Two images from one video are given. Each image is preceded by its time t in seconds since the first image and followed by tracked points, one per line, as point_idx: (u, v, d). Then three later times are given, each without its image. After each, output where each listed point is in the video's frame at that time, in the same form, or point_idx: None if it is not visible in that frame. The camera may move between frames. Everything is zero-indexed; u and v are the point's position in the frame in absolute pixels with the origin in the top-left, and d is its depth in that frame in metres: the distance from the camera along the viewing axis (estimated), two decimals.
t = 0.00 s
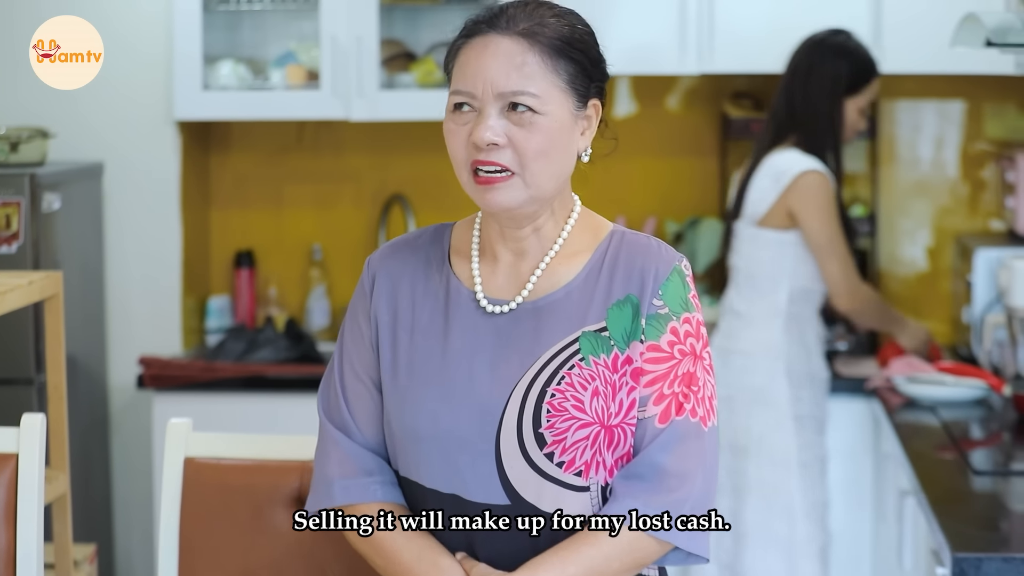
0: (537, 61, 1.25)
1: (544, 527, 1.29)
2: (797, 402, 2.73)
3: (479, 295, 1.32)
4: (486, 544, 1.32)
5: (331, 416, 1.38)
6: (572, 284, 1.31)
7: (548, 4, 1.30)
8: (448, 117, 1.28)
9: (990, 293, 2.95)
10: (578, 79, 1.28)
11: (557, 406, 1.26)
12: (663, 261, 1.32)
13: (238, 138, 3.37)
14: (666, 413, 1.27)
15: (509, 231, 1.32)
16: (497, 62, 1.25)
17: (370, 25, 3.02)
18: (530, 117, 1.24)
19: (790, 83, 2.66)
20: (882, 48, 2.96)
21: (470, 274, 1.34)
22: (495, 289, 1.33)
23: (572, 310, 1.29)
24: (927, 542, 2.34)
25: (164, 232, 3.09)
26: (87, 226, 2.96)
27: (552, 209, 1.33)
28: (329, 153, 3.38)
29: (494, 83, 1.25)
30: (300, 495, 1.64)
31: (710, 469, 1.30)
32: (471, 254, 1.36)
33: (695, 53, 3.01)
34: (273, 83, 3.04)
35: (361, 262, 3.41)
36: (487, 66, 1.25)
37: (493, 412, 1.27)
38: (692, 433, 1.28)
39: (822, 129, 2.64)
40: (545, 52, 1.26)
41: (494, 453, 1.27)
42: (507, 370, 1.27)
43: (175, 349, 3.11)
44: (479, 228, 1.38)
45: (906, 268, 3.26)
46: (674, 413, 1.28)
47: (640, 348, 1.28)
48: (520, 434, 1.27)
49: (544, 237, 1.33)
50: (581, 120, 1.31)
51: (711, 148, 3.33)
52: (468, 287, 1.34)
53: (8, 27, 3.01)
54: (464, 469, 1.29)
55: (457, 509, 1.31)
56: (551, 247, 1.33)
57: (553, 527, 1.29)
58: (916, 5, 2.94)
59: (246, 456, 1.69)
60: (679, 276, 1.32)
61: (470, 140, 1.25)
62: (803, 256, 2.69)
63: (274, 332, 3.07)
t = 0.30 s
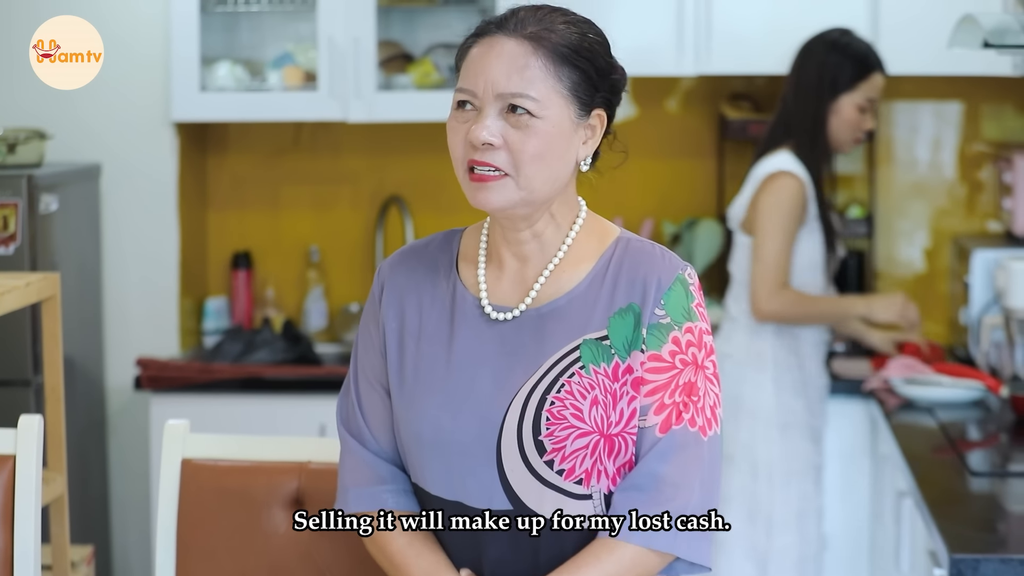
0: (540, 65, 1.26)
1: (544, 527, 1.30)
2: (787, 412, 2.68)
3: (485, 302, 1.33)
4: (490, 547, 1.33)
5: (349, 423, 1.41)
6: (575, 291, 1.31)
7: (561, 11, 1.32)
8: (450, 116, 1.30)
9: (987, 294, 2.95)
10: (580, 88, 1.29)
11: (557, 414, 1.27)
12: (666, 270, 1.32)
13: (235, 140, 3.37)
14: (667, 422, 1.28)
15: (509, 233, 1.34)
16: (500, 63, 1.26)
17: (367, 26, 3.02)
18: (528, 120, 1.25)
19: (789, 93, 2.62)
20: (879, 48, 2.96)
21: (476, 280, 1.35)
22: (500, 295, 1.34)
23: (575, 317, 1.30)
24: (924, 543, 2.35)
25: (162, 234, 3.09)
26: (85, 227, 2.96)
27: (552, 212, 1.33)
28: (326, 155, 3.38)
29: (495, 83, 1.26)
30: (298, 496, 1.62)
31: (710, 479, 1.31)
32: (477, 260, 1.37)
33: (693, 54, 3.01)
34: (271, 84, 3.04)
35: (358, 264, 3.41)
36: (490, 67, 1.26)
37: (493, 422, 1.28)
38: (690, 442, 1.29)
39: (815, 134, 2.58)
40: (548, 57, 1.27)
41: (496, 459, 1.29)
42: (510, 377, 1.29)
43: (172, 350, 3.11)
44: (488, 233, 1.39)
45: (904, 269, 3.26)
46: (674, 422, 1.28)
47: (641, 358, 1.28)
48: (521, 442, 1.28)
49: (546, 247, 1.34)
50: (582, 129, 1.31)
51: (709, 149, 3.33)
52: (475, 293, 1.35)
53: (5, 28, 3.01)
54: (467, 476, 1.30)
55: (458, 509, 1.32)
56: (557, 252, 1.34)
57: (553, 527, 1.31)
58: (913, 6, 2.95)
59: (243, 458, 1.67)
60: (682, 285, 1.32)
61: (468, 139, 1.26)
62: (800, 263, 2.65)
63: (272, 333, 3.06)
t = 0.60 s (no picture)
0: (553, 67, 1.27)
1: (547, 527, 1.29)
2: (795, 426, 2.66)
3: (491, 305, 1.32)
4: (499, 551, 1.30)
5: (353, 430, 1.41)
6: (583, 296, 1.31)
7: (583, 19, 1.33)
8: (460, 108, 1.30)
9: (983, 296, 2.96)
10: (592, 96, 1.29)
11: (568, 418, 1.26)
12: (675, 276, 1.31)
13: (232, 142, 3.37)
14: (680, 426, 1.26)
15: (512, 233, 1.33)
16: (514, 61, 1.27)
17: (363, 28, 3.02)
18: (534, 119, 1.25)
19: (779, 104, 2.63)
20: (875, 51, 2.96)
21: (484, 284, 1.35)
22: (506, 301, 1.33)
23: (584, 321, 1.29)
24: (921, 545, 2.34)
25: (158, 237, 3.09)
26: (81, 229, 2.96)
27: (555, 216, 1.31)
28: (322, 158, 3.38)
29: (507, 79, 1.26)
30: (294, 498, 1.61)
31: (727, 480, 1.28)
32: (484, 264, 1.37)
33: (689, 55, 3.00)
34: (267, 86, 3.04)
35: (353, 266, 3.40)
36: (504, 64, 1.27)
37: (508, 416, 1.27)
38: (705, 445, 1.27)
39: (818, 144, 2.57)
40: (563, 61, 1.27)
41: (507, 465, 1.28)
42: (520, 382, 1.28)
43: (167, 352, 3.12)
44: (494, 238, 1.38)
45: (900, 271, 3.26)
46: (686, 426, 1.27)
47: (651, 362, 1.27)
48: (533, 446, 1.27)
49: (555, 252, 1.33)
50: (590, 137, 1.31)
51: (706, 151, 3.33)
52: (483, 296, 1.34)
53: None
54: (477, 480, 1.29)
55: (457, 510, 1.31)
56: (566, 256, 1.33)
57: (557, 527, 1.29)
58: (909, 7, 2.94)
59: (239, 459, 1.65)
60: (691, 290, 1.31)
61: (473, 131, 1.26)
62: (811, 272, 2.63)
63: (268, 335, 3.06)
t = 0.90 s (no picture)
0: (563, 64, 1.26)
1: (547, 527, 1.27)
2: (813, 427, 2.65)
3: (491, 301, 1.31)
4: (507, 551, 1.28)
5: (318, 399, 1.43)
6: (588, 295, 1.29)
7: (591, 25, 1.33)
8: (465, 102, 1.29)
9: (976, 299, 2.95)
10: (598, 98, 1.29)
11: (583, 417, 1.25)
12: (680, 275, 1.30)
13: (226, 145, 3.36)
14: (688, 422, 1.25)
15: (511, 231, 1.30)
16: (524, 56, 1.26)
17: (356, 31, 3.02)
18: (541, 114, 1.24)
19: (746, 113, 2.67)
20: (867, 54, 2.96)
21: (483, 284, 1.33)
22: (509, 300, 1.31)
23: (590, 320, 1.27)
24: (915, 547, 2.34)
25: (152, 239, 3.08)
26: (74, 231, 2.96)
27: (554, 219, 1.29)
28: (316, 160, 3.38)
29: (516, 74, 1.25)
30: (288, 500, 1.58)
31: (730, 477, 1.27)
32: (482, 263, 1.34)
33: (683, 57, 3.00)
34: (260, 88, 3.04)
35: (347, 268, 3.40)
36: (514, 58, 1.26)
37: (524, 401, 1.25)
38: (713, 441, 1.25)
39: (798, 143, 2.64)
40: (572, 60, 1.27)
41: (522, 465, 1.26)
42: (528, 380, 1.26)
43: (160, 354, 3.12)
44: (490, 238, 1.35)
45: (894, 273, 3.25)
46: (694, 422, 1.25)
47: (659, 359, 1.26)
48: (547, 444, 1.25)
49: (555, 259, 1.31)
50: (592, 139, 1.30)
51: (700, 152, 3.33)
52: (483, 295, 1.32)
53: None
54: (488, 478, 1.27)
55: (458, 510, 1.29)
56: (569, 260, 1.31)
57: (559, 527, 1.27)
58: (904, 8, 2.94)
59: (233, 460, 1.62)
60: (695, 288, 1.30)
61: (478, 123, 1.24)
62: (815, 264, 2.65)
63: (262, 337, 3.07)
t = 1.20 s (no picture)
0: (561, 65, 1.26)
1: (546, 527, 1.27)
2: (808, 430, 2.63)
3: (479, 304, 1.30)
4: (501, 552, 1.28)
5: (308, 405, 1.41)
6: (576, 298, 1.29)
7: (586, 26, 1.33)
8: (460, 102, 1.28)
9: (968, 300, 2.96)
10: (594, 99, 1.29)
11: (566, 419, 1.24)
12: (668, 281, 1.30)
13: (217, 147, 3.36)
14: (678, 430, 1.26)
15: (505, 232, 1.30)
16: (522, 57, 1.26)
17: (348, 33, 3.02)
18: (539, 115, 1.24)
19: (706, 124, 2.57)
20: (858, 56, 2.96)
21: (472, 285, 1.32)
22: (497, 301, 1.31)
23: (577, 324, 1.27)
24: (907, 549, 2.34)
25: (143, 241, 3.09)
26: (66, 233, 2.96)
27: (549, 221, 1.29)
28: (307, 162, 3.38)
29: (514, 74, 1.25)
30: (279, 503, 1.57)
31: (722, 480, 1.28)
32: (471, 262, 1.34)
33: (675, 60, 3.00)
34: (252, 91, 3.03)
35: (338, 270, 3.41)
36: (512, 59, 1.26)
37: (506, 404, 1.25)
38: (704, 448, 1.26)
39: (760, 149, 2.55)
40: (570, 61, 1.27)
41: (502, 466, 1.26)
42: (511, 384, 1.26)
43: (152, 357, 3.12)
44: (479, 238, 1.35)
45: (885, 276, 3.26)
46: (688, 429, 1.26)
47: (647, 366, 1.26)
48: (530, 448, 1.25)
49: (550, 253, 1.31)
50: (588, 140, 1.31)
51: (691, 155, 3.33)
52: (472, 297, 1.32)
53: None
54: (468, 479, 1.27)
55: (460, 510, 1.28)
56: (556, 266, 1.31)
57: (556, 527, 1.27)
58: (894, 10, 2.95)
59: (224, 464, 1.60)
60: (685, 295, 1.30)
61: (476, 123, 1.24)
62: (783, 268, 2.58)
63: (253, 340, 3.05)
